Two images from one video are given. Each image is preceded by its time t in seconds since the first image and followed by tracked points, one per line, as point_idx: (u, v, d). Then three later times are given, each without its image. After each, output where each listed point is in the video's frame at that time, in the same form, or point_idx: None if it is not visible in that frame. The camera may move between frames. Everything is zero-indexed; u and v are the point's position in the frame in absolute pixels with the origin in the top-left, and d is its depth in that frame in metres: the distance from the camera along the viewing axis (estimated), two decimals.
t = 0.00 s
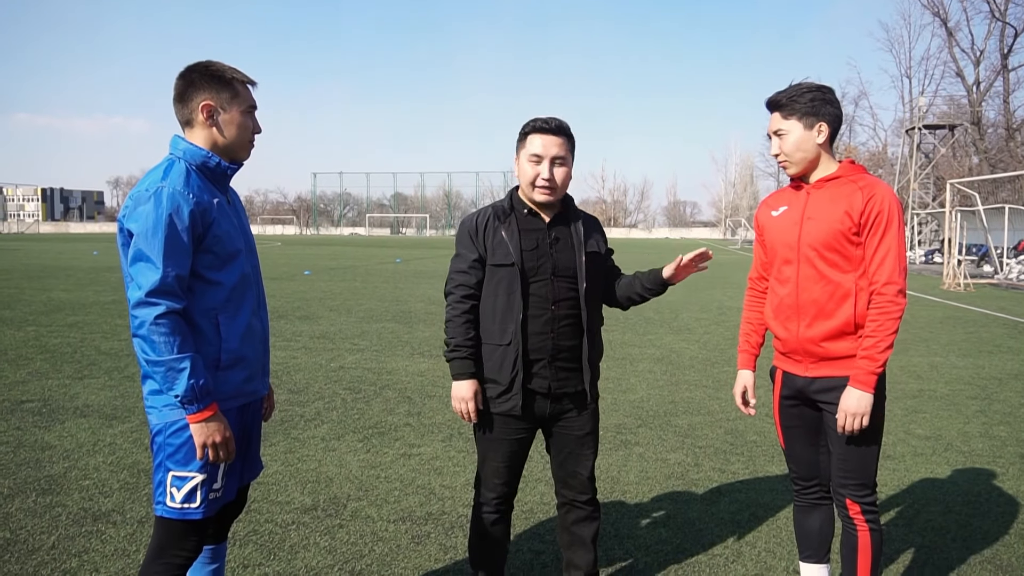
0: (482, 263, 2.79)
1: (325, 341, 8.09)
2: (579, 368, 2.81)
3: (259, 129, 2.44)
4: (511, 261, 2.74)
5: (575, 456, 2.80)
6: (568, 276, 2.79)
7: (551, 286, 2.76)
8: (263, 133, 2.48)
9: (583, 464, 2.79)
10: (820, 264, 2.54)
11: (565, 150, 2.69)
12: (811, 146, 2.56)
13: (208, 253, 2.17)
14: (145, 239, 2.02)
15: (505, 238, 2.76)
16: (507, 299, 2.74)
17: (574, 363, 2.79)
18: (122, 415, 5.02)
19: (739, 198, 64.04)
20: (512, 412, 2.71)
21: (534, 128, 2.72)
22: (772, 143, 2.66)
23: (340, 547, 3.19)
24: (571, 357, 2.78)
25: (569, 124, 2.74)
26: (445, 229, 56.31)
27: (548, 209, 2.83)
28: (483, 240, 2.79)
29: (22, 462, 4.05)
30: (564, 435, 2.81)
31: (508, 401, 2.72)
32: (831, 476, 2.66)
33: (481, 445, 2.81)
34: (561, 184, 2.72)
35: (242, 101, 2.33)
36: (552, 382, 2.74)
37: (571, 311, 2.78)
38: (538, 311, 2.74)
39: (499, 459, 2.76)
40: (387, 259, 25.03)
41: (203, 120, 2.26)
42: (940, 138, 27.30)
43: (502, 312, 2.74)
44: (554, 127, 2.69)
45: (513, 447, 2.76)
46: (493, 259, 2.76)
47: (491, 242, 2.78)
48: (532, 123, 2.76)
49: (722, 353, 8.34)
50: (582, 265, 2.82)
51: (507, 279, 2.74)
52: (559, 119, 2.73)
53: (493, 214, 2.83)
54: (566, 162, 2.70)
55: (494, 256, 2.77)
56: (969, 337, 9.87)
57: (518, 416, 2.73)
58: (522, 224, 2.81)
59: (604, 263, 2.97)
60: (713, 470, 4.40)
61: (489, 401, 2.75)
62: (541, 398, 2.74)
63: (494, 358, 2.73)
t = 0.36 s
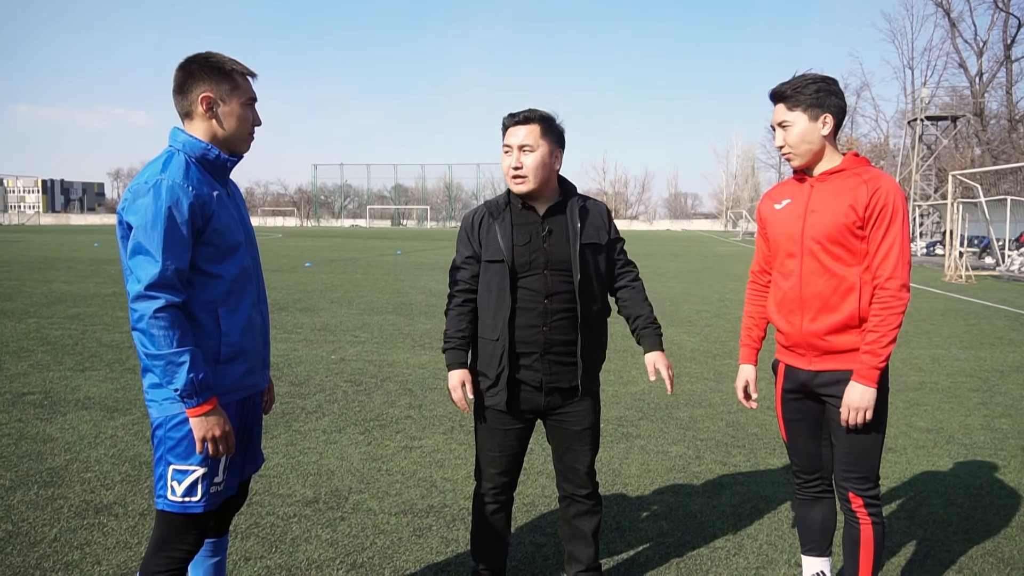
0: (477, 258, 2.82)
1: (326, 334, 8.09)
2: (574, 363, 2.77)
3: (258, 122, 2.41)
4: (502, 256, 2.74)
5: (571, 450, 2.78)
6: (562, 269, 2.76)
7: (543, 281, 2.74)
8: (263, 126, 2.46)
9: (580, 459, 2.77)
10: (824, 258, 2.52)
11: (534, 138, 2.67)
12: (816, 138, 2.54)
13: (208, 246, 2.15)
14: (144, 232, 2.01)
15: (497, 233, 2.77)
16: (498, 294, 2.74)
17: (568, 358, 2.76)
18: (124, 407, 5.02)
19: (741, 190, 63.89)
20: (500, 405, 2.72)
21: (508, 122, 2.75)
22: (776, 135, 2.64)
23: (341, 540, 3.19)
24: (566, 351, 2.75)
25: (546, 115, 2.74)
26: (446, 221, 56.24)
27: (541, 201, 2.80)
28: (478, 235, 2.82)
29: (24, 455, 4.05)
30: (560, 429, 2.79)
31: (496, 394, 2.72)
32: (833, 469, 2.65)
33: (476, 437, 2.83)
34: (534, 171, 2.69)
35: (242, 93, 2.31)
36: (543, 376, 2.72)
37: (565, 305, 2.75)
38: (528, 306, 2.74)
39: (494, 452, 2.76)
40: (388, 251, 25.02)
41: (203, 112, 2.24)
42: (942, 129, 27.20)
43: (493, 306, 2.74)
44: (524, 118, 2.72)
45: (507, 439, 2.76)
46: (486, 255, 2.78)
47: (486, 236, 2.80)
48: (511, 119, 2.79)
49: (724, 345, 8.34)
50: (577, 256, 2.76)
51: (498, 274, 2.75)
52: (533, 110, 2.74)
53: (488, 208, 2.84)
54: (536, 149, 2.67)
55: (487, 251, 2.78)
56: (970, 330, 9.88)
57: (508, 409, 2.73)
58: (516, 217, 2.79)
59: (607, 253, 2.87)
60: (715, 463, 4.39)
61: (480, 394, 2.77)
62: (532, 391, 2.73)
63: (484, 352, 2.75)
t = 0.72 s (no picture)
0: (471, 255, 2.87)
1: (327, 331, 8.07)
2: (563, 364, 2.73)
3: (259, 120, 2.39)
4: (490, 254, 2.77)
5: (564, 451, 2.76)
6: (550, 268, 2.73)
7: (530, 279, 2.73)
8: (264, 124, 2.44)
9: (572, 460, 2.75)
10: (828, 257, 2.50)
11: (529, 134, 2.66)
12: (819, 137, 2.52)
13: (208, 246, 2.14)
14: (144, 232, 1.99)
15: (488, 231, 2.80)
16: (486, 291, 2.76)
17: (556, 359, 2.72)
18: (125, 406, 5.01)
19: (742, 187, 63.78)
20: (486, 402, 2.73)
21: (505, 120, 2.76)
22: (779, 133, 2.62)
23: (342, 539, 3.18)
24: (554, 351, 2.72)
25: (543, 113, 2.73)
26: (447, 218, 56.18)
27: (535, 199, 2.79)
28: (472, 232, 2.87)
29: (24, 453, 4.04)
30: (553, 430, 2.77)
31: (483, 391, 2.73)
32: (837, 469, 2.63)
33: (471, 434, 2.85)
34: (529, 167, 2.66)
35: (243, 92, 2.29)
36: (530, 375, 2.71)
37: (553, 304, 2.72)
38: (515, 304, 2.74)
39: (486, 449, 2.76)
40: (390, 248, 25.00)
41: (203, 110, 2.22)
42: (945, 126, 27.12)
43: (481, 304, 2.77)
44: (520, 116, 2.72)
45: (500, 437, 2.75)
46: (476, 253, 2.82)
47: (479, 233, 2.85)
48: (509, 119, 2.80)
49: (725, 343, 8.32)
50: (564, 255, 2.71)
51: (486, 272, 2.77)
52: (531, 108, 2.74)
53: (483, 207, 2.87)
54: (531, 145, 2.66)
55: (479, 249, 2.82)
56: (973, 327, 9.84)
57: (496, 405, 2.74)
58: (507, 215, 2.81)
59: (598, 251, 2.79)
60: (717, 462, 4.38)
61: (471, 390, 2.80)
62: (518, 389, 2.73)
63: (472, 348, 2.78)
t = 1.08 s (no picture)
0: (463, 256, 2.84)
1: (327, 331, 8.05)
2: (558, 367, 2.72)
3: (259, 121, 2.37)
4: (484, 256, 2.74)
5: (559, 454, 2.75)
6: (545, 270, 2.72)
7: (525, 281, 2.71)
8: (264, 125, 2.42)
9: (568, 462, 2.73)
10: (832, 259, 2.48)
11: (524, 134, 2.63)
12: (821, 137, 2.50)
13: (207, 247, 2.12)
14: (142, 233, 1.97)
15: (481, 233, 2.78)
16: (480, 294, 2.74)
17: (552, 361, 2.71)
18: (124, 406, 4.99)
19: (743, 186, 63.76)
20: (481, 406, 2.70)
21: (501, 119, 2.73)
22: (780, 134, 2.59)
23: (342, 542, 3.16)
24: (549, 353, 2.71)
25: (537, 113, 2.71)
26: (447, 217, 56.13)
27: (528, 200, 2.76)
28: (465, 234, 2.84)
29: (23, 454, 4.02)
30: (548, 432, 2.75)
31: (478, 394, 2.70)
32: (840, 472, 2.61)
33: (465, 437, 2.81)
34: (522, 166, 2.64)
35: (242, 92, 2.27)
36: (526, 377, 2.69)
37: (548, 306, 2.71)
38: (510, 306, 2.71)
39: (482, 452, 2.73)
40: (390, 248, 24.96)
41: (202, 111, 2.20)
42: (945, 125, 27.08)
43: (475, 306, 2.74)
44: (516, 116, 2.69)
45: (495, 439, 2.72)
46: (469, 254, 2.79)
47: (471, 235, 2.82)
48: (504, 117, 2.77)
49: (726, 343, 8.30)
50: (559, 257, 2.70)
51: (480, 274, 2.75)
52: (525, 108, 2.71)
53: (475, 208, 2.84)
54: (525, 145, 2.63)
55: (472, 251, 2.79)
56: (975, 327, 9.81)
57: (491, 408, 2.71)
58: (501, 217, 2.79)
59: (592, 253, 2.79)
60: (719, 463, 4.36)
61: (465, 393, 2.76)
62: (514, 392, 2.71)
63: (466, 352, 2.74)
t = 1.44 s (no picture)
0: (458, 262, 2.77)
1: (327, 332, 8.02)
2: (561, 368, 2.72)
3: (258, 122, 2.35)
4: (485, 260, 2.69)
5: (561, 457, 2.72)
6: (547, 272, 2.71)
7: (528, 284, 2.69)
8: (263, 126, 2.39)
9: (571, 465, 2.71)
10: (836, 261, 2.45)
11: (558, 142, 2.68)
12: (826, 139, 2.47)
13: (204, 250, 2.09)
14: (137, 236, 1.94)
15: (479, 236, 2.72)
16: (481, 298, 2.69)
17: (555, 363, 2.70)
18: (123, 407, 4.97)
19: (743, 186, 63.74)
20: (484, 412, 2.65)
21: (526, 122, 2.65)
22: (784, 135, 2.57)
23: (342, 545, 3.14)
24: (553, 355, 2.70)
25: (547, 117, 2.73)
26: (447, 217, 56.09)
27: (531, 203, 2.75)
28: (459, 239, 2.77)
29: (21, 456, 3.99)
30: (551, 435, 2.73)
31: (480, 401, 2.66)
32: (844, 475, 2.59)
33: (464, 444, 2.76)
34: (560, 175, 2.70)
35: (242, 93, 2.24)
36: (530, 380, 2.67)
37: (551, 308, 2.71)
38: (513, 309, 2.69)
39: (484, 457, 2.70)
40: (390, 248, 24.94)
41: (202, 112, 2.17)
42: (945, 125, 27.05)
43: (476, 311, 2.69)
44: (541, 121, 2.68)
45: (498, 444, 2.69)
46: (467, 259, 2.73)
47: (467, 240, 2.75)
48: (518, 119, 2.67)
49: (727, 344, 8.28)
50: (562, 258, 2.71)
51: (481, 278, 2.69)
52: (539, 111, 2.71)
53: (471, 211, 2.79)
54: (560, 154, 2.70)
55: (469, 255, 2.73)
56: (977, 328, 9.79)
57: (494, 414, 2.67)
58: (498, 220, 2.75)
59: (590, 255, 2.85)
60: (720, 465, 4.33)
61: (464, 400, 2.70)
62: (518, 396, 2.68)
63: (466, 358, 2.70)
